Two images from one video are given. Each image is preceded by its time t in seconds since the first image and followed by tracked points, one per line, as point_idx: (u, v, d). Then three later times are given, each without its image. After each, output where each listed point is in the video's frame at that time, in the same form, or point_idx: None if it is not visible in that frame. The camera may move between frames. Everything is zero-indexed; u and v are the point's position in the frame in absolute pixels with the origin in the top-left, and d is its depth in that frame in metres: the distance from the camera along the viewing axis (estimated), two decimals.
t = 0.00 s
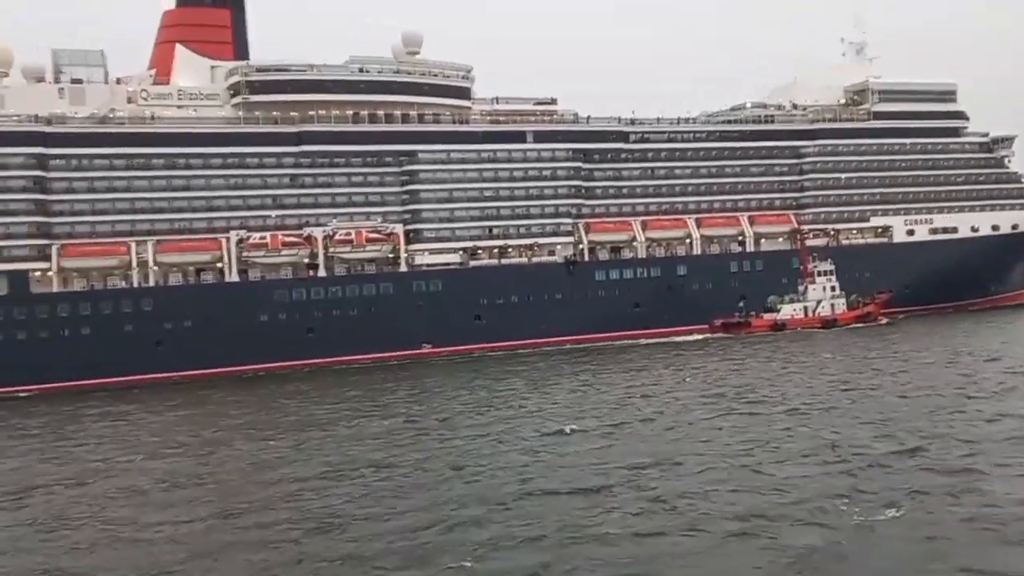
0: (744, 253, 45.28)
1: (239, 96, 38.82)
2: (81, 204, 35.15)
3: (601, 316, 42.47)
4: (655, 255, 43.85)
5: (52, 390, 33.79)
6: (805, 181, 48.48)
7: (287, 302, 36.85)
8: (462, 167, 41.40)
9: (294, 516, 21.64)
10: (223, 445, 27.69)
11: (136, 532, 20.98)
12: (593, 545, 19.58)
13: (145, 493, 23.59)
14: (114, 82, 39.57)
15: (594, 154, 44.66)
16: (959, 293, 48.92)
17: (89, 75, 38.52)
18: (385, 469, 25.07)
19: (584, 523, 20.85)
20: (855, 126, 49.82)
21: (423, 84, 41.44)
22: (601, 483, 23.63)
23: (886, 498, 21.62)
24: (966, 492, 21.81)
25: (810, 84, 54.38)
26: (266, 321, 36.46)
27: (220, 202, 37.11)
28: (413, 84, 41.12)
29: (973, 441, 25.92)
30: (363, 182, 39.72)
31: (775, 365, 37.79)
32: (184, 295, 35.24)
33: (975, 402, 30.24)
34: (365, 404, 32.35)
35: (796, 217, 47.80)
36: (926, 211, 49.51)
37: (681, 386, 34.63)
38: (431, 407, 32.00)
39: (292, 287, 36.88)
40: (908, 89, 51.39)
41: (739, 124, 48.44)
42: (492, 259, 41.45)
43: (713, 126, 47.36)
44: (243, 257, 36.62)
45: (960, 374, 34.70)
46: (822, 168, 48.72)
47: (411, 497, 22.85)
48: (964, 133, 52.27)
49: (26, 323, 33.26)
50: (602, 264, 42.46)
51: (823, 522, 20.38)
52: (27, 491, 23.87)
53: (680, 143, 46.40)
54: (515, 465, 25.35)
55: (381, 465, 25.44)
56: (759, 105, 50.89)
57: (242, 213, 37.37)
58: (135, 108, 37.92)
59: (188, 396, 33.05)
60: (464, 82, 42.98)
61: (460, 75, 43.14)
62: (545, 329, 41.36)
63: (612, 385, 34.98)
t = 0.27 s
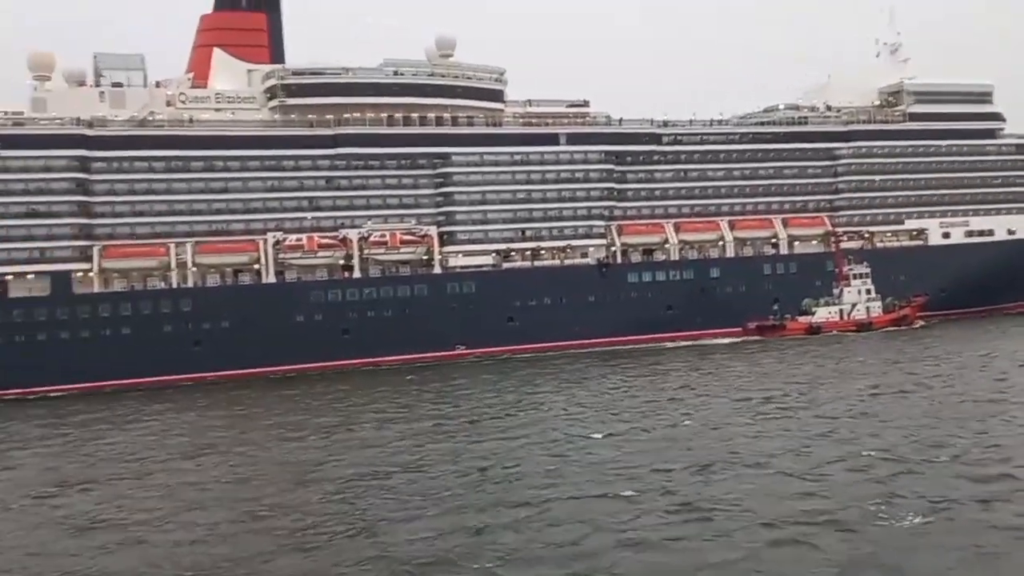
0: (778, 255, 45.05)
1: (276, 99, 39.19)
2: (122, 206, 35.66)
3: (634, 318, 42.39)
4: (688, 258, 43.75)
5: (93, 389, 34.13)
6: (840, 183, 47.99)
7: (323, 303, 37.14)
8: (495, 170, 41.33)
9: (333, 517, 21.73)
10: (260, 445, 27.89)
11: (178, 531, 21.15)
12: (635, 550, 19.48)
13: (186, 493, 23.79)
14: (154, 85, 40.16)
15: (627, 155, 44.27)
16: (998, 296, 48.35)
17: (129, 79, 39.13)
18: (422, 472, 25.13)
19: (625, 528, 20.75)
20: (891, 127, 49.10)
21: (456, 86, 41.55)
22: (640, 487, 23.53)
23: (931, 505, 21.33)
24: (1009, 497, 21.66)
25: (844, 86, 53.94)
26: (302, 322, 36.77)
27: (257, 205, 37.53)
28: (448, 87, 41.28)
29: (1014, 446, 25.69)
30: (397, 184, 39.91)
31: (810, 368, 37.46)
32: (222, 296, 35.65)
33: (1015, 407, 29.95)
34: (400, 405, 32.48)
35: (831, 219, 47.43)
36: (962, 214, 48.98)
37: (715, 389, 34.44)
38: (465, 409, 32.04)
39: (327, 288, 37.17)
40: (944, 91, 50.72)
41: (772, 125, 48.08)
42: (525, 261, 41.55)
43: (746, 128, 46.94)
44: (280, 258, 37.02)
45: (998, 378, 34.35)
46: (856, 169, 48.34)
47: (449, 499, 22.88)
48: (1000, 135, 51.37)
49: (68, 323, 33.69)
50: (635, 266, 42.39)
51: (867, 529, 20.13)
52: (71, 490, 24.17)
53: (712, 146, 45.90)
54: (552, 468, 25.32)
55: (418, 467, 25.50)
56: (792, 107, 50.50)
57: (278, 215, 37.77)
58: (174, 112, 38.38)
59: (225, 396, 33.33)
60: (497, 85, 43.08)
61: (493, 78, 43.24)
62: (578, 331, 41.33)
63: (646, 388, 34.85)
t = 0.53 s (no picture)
0: (812, 257, 44.93)
1: (315, 103, 39.89)
2: (166, 208, 36.48)
3: (667, 319, 42.52)
4: (721, 259, 43.85)
5: (137, 387, 34.99)
6: (875, 184, 47.66)
7: (360, 304, 37.76)
8: (529, 172, 41.60)
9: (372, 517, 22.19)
10: (299, 445, 28.49)
11: (222, 529, 21.73)
12: (669, 553, 19.70)
13: (228, 492, 24.41)
14: (195, 90, 40.92)
15: (659, 157, 44.31)
16: None
17: (172, 83, 39.78)
18: (457, 473, 25.54)
19: (659, 531, 20.97)
20: (928, 127, 48.59)
21: (490, 90, 42.01)
22: (673, 490, 23.73)
23: (964, 511, 21.36)
24: None
25: (879, 86, 53.54)
26: (339, 322, 37.42)
27: (295, 207, 38.28)
28: (482, 90, 41.85)
29: None
30: (432, 186, 40.39)
31: (844, 371, 37.36)
32: (262, 296, 36.40)
33: None
34: (434, 406, 32.93)
35: (865, 221, 47.20)
36: (1000, 215, 48.43)
37: (747, 392, 34.49)
38: (498, 409, 32.42)
39: (364, 289, 37.76)
40: (982, 91, 50.17)
41: (806, 126, 47.85)
42: (558, 263, 41.67)
43: (780, 129, 46.72)
44: (318, 260, 37.80)
45: None
46: (892, 170, 47.98)
47: (485, 500, 23.25)
48: None
49: (113, 323, 34.61)
50: (668, 268, 42.53)
51: (902, 534, 20.17)
52: (117, 487, 24.88)
53: (745, 147, 45.76)
54: (586, 470, 25.59)
55: (453, 468, 25.92)
56: (826, 108, 50.24)
57: (316, 217, 38.48)
58: (215, 116, 39.17)
59: (264, 396, 34.02)
60: (530, 88, 43.46)
61: (527, 81, 43.58)
62: (611, 332, 41.56)
63: (678, 390, 35.00)
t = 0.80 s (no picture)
0: (847, 257, 44.81)
1: (352, 107, 40.72)
2: (209, 211, 37.45)
3: (700, 320, 42.72)
4: (754, 260, 44.04)
5: (182, 386, 36.03)
6: (911, 184, 47.32)
7: (396, 304, 38.49)
8: (562, 173, 41.96)
9: (410, 517, 22.78)
10: (337, 445, 29.21)
11: (265, 528, 22.45)
12: (703, 557, 20.00)
13: (270, 490, 25.15)
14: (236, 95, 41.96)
15: (692, 158, 44.42)
16: None
17: (216, 89, 40.65)
18: (492, 474, 26.05)
19: (691, 534, 21.29)
20: (966, 126, 48.12)
21: (523, 92, 42.47)
22: (706, 493, 24.01)
23: (996, 515, 21.48)
24: None
25: (916, 84, 53.05)
26: (377, 322, 38.19)
27: (333, 209, 39.09)
28: (516, 92, 42.34)
29: None
30: (467, 188, 40.94)
31: (879, 373, 37.26)
32: (301, 297, 37.28)
33: None
34: (470, 406, 33.49)
35: (901, 221, 46.89)
36: None
37: (781, 393, 34.60)
38: (532, 410, 32.88)
39: (400, 289, 38.48)
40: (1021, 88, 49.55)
41: (841, 126, 47.60)
42: (591, 263, 42.06)
43: (814, 129, 46.55)
44: (355, 261, 38.63)
45: None
46: (929, 169, 47.53)
47: (520, 502, 23.72)
48: None
49: (159, 323, 35.68)
50: (701, 268, 42.72)
51: (935, 540, 20.27)
52: (165, 485, 25.76)
53: (778, 147, 45.63)
54: (619, 472, 25.97)
55: (489, 469, 26.43)
56: (861, 107, 49.97)
57: (353, 219, 39.25)
58: (257, 121, 40.09)
59: (304, 395, 34.87)
60: (564, 90, 43.86)
61: (560, 83, 43.97)
62: (644, 332, 41.88)
63: (710, 392, 35.19)
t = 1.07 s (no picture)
0: (879, 258, 44.37)
1: (383, 110, 41.04)
2: (241, 214, 37.76)
3: (730, 322, 42.48)
4: (785, 261, 43.75)
5: (215, 387, 36.38)
6: (943, 184, 46.71)
7: (426, 306, 38.61)
8: (592, 175, 41.91)
9: (443, 522, 22.72)
10: (368, 447, 29.25)
11: (299, 531, 22.49)
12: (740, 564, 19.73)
13: (302, 493, 25.20)
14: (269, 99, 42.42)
15: (722, 159, 44.15)
16: None
17: (248, 93, 41.39)
18: (524, 477, 25.94)
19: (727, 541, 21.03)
20: (1001, 125, 47.45)
21: (553, 94, 42.50)
22: (741, 498, 23.76)
23: None
24: None
25: (949, 83, 52.40)
26: (407, 324, 38.34)
27: (364, 212, 39.30)
28: (546, 94, 42.41)
29: None
30: (496, 190, 40.99)
31: (912, 375, 36.77)
32: (332, 299, 37.50)
33: None
34: (499, 409, 33.43)
35: (934, 221, 46.27)
36: None
37: (813, 396, 34.32)
38: (562, 412, 32.81)
39: (430, 291, 38.61)
40: None
41: (872, 126, 47.12)
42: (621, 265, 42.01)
43: (845, 129, 46.10)
44: (386, 264, 38.79)
45: None
46: (962, 169, 46.86)
47: (553, 507, 23.58)
48: None
49: (192, 325, 36.02)
50: (731, 270, 42.49)
51: (977, 548, 19.96)
52: (199, 488, 25.93)
53: (810, 147, 45.40)
54: (652, 476, 25.78)
55: (520, 473, 26.34)
56: (893, 107, 49.47)
57: (383, 222, 39.39)
58: (288, 124, 40.32)
59: (335, 397, 35.06)
60: (593, 91, 43.80)
61: (589, 84, 43.95)
62: (673, 334, 41.71)
63: (741, 394, 34.91)
